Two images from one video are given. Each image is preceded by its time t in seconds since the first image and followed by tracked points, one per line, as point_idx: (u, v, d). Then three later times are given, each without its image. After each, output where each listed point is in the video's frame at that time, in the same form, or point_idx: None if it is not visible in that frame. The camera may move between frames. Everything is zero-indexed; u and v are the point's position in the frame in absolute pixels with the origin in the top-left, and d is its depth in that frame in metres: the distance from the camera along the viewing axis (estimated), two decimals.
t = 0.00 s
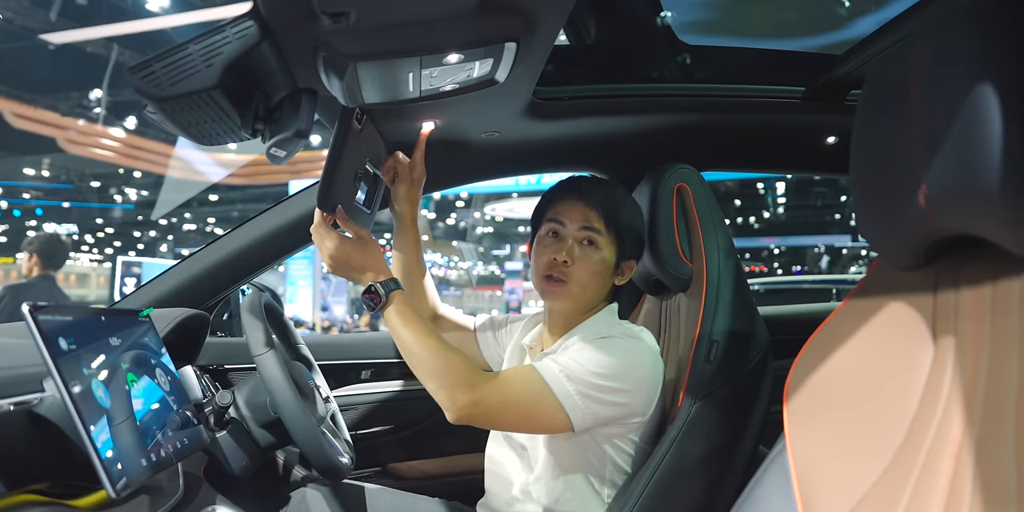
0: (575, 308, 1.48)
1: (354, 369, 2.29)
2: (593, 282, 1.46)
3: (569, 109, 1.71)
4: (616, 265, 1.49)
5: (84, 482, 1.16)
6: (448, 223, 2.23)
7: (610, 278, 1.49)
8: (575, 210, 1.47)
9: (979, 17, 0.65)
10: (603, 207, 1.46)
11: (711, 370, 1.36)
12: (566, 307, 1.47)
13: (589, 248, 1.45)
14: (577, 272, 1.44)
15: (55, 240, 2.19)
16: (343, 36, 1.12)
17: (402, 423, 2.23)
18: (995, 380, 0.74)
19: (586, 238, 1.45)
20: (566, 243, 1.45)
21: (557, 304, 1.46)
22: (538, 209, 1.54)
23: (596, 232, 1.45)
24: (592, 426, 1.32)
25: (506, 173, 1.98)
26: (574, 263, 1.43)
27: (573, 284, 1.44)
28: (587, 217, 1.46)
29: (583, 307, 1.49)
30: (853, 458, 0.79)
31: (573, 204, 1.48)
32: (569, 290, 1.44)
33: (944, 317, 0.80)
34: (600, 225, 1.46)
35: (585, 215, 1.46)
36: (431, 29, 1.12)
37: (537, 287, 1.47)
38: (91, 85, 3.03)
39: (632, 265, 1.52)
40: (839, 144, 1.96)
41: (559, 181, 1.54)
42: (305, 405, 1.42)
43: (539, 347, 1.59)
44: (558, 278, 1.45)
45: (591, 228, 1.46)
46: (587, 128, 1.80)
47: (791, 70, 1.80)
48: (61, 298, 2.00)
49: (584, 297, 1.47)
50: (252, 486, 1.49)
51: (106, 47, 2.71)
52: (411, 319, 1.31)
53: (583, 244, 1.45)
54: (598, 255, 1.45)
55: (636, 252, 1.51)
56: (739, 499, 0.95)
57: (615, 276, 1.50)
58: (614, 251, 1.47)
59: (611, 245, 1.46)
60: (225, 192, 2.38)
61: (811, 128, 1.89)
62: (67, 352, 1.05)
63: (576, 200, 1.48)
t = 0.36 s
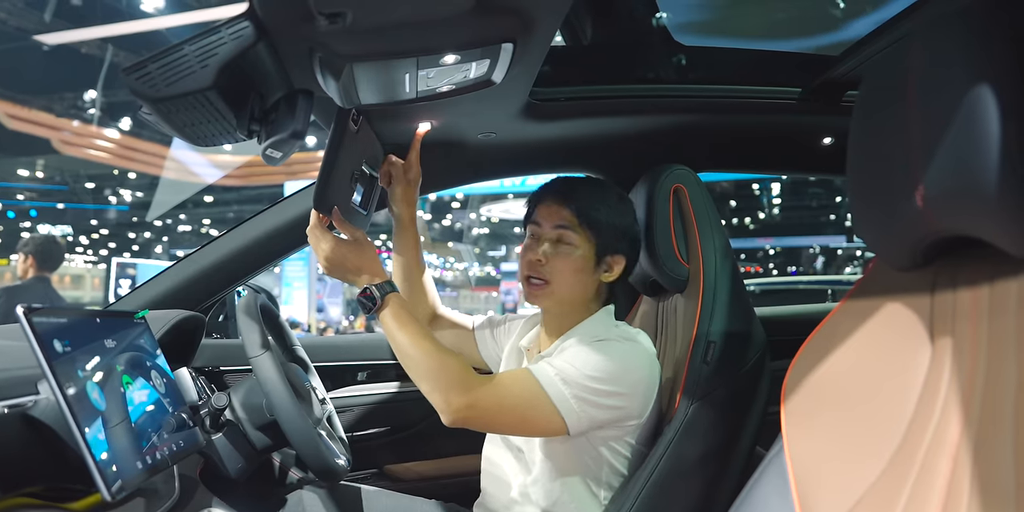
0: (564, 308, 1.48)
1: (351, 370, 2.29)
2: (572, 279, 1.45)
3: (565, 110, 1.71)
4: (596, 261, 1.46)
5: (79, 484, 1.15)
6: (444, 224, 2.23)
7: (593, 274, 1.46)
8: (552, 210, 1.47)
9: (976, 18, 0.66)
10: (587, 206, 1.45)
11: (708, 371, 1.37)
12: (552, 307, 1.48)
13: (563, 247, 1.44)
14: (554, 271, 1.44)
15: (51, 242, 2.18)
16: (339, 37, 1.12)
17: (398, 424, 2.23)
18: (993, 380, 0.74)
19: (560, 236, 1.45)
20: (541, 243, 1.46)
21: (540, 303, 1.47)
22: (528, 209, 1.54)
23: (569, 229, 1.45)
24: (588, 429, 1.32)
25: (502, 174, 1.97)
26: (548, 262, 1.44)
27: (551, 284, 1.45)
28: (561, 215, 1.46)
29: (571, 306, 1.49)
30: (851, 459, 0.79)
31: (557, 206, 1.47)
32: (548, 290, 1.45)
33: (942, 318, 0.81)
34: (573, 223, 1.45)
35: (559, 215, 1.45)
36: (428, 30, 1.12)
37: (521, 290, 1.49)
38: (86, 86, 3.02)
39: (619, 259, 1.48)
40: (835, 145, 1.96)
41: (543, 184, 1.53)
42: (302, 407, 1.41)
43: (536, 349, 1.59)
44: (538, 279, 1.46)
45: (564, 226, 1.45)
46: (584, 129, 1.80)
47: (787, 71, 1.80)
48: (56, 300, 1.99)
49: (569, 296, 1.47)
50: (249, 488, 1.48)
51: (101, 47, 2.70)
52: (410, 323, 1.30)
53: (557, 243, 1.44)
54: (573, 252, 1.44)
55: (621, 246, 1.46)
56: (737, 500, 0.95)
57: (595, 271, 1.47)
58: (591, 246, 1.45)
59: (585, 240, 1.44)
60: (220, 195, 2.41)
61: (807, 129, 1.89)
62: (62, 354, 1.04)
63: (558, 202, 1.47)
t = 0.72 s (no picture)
0: (549, 307, 1.49)
1: (347, 371, 2.28)
2: (539, 273, 1.46)
3: (562, 110, 1.71)
4: (559, 257, 1.45)
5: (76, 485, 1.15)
6: (440, 224, 2.24)
7: (557, 271, 1.45)
8: (536, 212, 1.52)
9: (975, 19, 0.66)
10: (573, 207, 1.46)
11: (705, 372, 1.37)
12: (536, 305, 1.50)
13: (533, 241, 1.49)
14: (524, 265, 1.48)
15: (44, 242, 2.17)
16: (337, 36, 1.13)
17: (394, 424, 2.23)
18: (991, 382, 0.74)
19: (533, 232, 1.50)
20: (522, 241, 1.52)
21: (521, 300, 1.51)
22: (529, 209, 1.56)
23: (540, 225, 1.49)
24: (574, 433, 1.32)
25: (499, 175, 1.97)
26: (519, 256, 1.49)
27: (524, 278, 1.48)
28: (538, 215, 1.51)
29: (551, 305, 1.49)
30: (848, 459, 0.80)
31: (547, 210, 1.50)
32: (518, 283, 1.49)
33: (940, 318, 0.81)
34: (543, 220, 1.49)
35: (535, 214, 1.51)
36: (426, 31, 1.12)
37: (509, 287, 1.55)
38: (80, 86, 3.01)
39: (587, 257, 1.45)
40: (831, 147, 1.97)
41: (538, 185, 1.55)
42: (299, 408, 1.41)
43: (533, 349, 1.59)
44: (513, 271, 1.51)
45: (539, 222, 1.50)
46: (581, 130, 1.80)
47: (784, 73, 1.80)
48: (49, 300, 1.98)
49: (544, 292, 1.48)
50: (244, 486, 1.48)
51: (96, 47, 2.70)
52: (398, 335, 1.30)
53: (529, 237, 1.50)
54: (540, 245, 1.47)
55: (590, 244, 1.44)
56: (737, 498, 0.96)
57: (560, 269, 1.45)
58: (555, 242, 1.46)
59: (550, 235, 1.47)
60: (215, 195, 2.43)
61: (803, 131, 1.90)
62: (58, 354, 1.04)
63: (547, 204, 1.50)
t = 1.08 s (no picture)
0: (549, 307, 1.49)
1: (344, 371, 2.28)
2: (538, 273, 1.46)
3: (560, 111, 1.71)
4: (559, 257, 1.45)
5: (73, 486, 1.14)
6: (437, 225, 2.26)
7: (556, 270, 1.45)
8: (536, 212, 1.52)
9: (974, 20, 0.66)
10: (573, 206, 1.46)
11: (704, 372, 1.37)
12: (535, 305, 1.50)
13: (532, 242, 1.48)
14: (523, 265, 1.48)
15: (39, 242, 2.15)
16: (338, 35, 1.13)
17: (392, 425, 2.22)
18: (992, 382, 0.74)
19: (532, 232, 1.49)
20: (520, 241, 1.51)
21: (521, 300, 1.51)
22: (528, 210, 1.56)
23: (538, 225, 1.49)
24: (575, 433, 1.32)
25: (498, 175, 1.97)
26: (518, 256, 1.49)
27: (523, 278, 1.48)
28: (537, 214, 1.51)
29: (550, 305, 1.49)
30: (847, 461, 0.80)
31: (547, 209, 1.50)
32: (518, 284, 1.49)
33: (939, 318, 0.81)
34: (542, 220, 1.49)
35: (534, 214, 1.50)
36: (426, 30, 1.12)
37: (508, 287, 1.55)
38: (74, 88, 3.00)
39: (586, 256, 1.45)
40: (829, 147, 1.97)
41: (538, 184, 1.55)
42: (297, 408, 1.41)
43: (533, 349, 1.58)
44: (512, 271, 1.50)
45: (538, 223, 1.49)
46: (579, 130, 1.80)
47: (782, 74, 1.81)
48: (43, 300, 1.96)
49: (542, 292, 1.48)
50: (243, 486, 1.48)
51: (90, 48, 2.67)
52: (400, 333, 1.30)
53: (527, 238, 1.50)
54: (540, 245, 1.47)
55: (589, 243, 1.44)
56: (736, 499, 0.97)
57: (559, 268, 1.45)
58: (554, 242, 1.46)
59: (549, 234, 1.46)
60: (211, 194, 2.45)
61: (801, 132, 1.90)
62: (56, 354, 1.03)
63: (545, 203, 1.50)
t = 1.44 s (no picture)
0: (548, 307, 1.50)
1: (341, 372, 2.27)
2: (544, 276, 1.47)
3: (558, 111, 1.71)
4: (568, 260, 1.46)
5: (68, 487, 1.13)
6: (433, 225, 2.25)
7: (564, 274, 1.46)
8: (539, 211, 1.51)
9: (973, 21, 0.67)
10: (574, 207, 1.47)
11: (702, 373, 1.37)
12: (535, 306, 1.50)
13: (539, 243, 1.48)
14: (528, 267, 1.47)
15: (32, 242, 2.14)
16: (336, 35, 1.12)
17: (389, 426, 2.22)
18: (994, 384, 0.74)
19: (538, 233, 1.49)
20: (523, 241, 1.51)
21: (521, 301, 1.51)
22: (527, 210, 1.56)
23: (546, 227, 1.48)
24: (575, 432, 1.32)
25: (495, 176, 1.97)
26: (522, 258, 1.48)
27: (527, 280, 1.48)
28: (542, 215, 1.50)
29: (550, 305, 1.49)
30: (848, 463, 0.80)
31: (550, 210, 1.50)
32: (522, 286, 1.49)
33: (940, 319, 0.81)
34: (548, 221, 1.48)
35: (540, 215, 1.49)
36: (425, 30, 1.12)
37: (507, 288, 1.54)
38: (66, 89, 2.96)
39: (595, 261, 1.46)
40: (826, 148, 1.97)
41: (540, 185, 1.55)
42: (294, 408, 1.40)
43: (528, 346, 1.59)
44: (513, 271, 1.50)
45: (543, 223, 1.49)
46: (577, 131, 1.80)
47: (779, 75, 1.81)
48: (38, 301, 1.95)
49: (545, 294, 1.48)
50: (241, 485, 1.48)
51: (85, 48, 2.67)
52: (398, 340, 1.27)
53: (533, 240, 1.49)
54: (548, 248, 1.46)
55: (598, 248, 1.45)
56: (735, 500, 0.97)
57: (568, 271, 1.46)
58: (564, 245, 1.46)
59: (558, 237, 1.46)
60: (205, 195, 2.43)
61: (799, 133, 1.90)
62: (53, 354, 1.03)
63: (547, 203, 1.50)
